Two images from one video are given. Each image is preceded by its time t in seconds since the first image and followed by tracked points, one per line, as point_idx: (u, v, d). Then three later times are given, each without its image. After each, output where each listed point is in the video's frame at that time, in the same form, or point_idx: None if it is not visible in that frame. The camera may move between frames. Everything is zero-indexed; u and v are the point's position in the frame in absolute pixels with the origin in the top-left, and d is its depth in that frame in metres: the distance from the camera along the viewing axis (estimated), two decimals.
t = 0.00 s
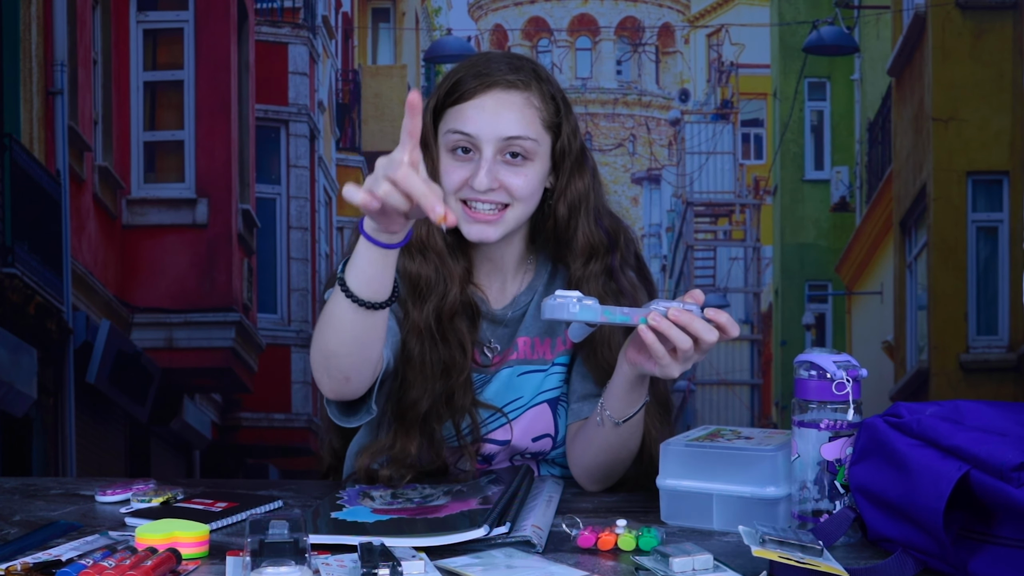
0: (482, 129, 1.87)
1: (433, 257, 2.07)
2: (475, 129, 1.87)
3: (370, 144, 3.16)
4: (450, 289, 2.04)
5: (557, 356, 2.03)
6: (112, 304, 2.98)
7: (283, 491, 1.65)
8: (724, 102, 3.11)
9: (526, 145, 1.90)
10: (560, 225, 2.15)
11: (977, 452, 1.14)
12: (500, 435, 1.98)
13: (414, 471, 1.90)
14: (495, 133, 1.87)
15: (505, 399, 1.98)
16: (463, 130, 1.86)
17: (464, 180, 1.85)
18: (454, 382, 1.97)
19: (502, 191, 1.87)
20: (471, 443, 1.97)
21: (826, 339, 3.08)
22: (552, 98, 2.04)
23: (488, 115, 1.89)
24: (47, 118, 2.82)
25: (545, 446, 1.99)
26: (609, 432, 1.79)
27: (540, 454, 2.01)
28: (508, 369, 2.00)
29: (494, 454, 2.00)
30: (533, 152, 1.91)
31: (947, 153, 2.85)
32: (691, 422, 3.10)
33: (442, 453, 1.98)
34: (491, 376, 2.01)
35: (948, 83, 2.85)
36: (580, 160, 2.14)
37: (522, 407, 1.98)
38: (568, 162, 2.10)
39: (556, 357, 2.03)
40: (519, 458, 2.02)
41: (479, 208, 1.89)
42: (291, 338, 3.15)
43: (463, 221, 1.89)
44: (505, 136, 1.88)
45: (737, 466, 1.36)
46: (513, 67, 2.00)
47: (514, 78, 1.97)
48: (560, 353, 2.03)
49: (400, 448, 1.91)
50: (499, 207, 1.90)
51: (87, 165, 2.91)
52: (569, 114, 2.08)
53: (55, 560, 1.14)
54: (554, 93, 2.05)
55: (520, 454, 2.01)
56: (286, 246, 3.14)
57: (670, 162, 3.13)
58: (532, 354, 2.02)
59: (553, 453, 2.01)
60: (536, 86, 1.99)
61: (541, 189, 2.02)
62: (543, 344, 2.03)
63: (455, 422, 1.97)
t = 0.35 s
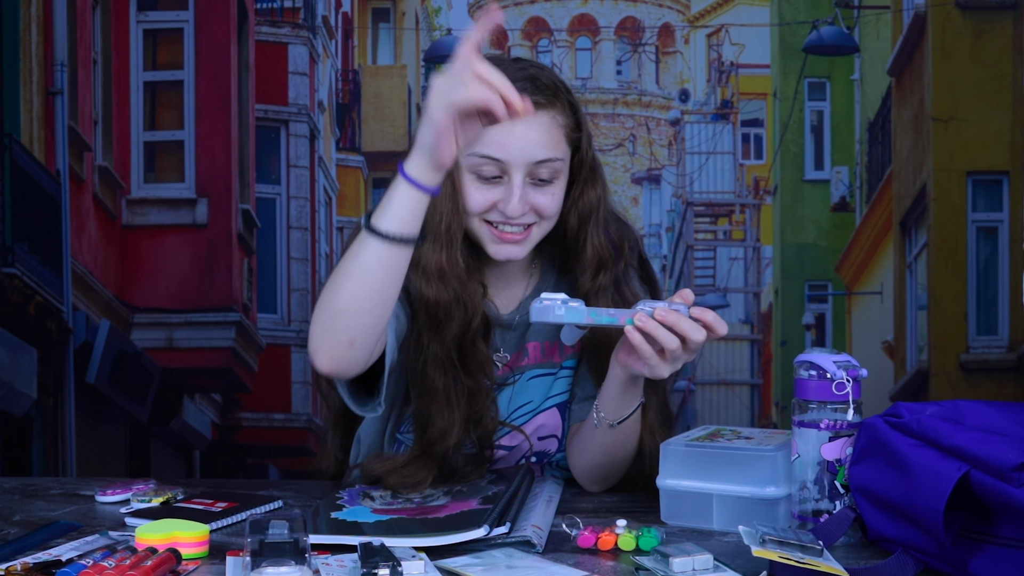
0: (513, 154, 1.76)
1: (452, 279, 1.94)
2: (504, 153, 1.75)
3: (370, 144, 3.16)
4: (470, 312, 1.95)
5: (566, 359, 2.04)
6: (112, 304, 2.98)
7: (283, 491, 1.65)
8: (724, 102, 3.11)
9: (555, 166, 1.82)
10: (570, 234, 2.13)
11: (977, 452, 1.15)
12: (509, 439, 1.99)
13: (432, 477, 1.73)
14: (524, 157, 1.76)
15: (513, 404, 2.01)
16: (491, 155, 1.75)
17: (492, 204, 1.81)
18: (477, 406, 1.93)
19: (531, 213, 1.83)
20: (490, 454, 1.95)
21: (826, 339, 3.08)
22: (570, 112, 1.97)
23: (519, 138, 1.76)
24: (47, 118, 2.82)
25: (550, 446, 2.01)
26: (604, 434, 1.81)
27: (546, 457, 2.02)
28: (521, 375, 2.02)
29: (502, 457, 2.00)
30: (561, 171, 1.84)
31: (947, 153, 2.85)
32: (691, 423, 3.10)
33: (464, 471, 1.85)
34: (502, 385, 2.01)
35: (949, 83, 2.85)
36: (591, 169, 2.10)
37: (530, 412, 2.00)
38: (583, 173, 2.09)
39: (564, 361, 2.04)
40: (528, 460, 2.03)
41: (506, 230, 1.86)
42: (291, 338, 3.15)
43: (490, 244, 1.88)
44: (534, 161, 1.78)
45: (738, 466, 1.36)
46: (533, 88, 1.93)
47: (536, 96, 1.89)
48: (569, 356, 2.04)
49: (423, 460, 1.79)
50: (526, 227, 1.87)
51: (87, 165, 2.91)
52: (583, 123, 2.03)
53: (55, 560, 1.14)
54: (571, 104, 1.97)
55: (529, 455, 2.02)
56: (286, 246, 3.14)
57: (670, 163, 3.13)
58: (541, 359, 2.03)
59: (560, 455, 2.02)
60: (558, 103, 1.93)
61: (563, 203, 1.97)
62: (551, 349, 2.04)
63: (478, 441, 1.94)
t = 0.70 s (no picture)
0: (526, 150, 1.79)
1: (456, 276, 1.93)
2: (518, 149, 1.79)
3: (370, 144, 3.16)
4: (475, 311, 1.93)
5: (568, 359, 2.04)
6: (112, 304, 2.98)
7: (283, 491, 1.65)
8: (724, 102, 3.11)
9: (566, 164, 1.82)
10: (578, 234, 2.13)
11: (977, 452, 1.15)
12: (513, 439, 1.96)
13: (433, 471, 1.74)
14: (538, 154, 1.79)
15: (516, 405, 1.99)
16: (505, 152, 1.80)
17: (506, 201, 1.85)
18: (475, 407, 1.92)
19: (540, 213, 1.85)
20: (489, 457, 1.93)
21: (826, 339, 3.08)
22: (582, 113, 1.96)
23: (532, 133, 1.79)
24: (47, 118, 2.80)
25: (556, 448, 1.99)
26: (596, 435, 1.83)
27: (551, 458, 2.00)
28: (523, 375, 2.01)
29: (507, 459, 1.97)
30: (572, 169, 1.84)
31: (947, 153, 2.85)
32: (691, 423, 3.10)
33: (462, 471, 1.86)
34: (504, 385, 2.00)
35: (949, 83, 2.85)
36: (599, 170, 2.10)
37: (534, 413, 1.99)
38: (591, 172, 2.08)
39: (566, 361, 2.04)
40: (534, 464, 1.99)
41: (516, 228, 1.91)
42: (291, 338, 3.15)
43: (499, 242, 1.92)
44: (547, 158, 1.79)
45: (738, 466, 1.36)
46: (544, 86, 1.87)
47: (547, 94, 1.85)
48: (571, 356, 2.05)
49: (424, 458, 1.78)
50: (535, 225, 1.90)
51: (87, 165, 2.91)
52: (589, 125, 2.02)
53: (55, 560, 1.14)
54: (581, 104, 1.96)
55: (535, 458, 1.99)
56: (285, 246, 3.14)
57: (670, 162, 3.13)
58: (543, 360, 2.03)
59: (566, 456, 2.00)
60: (569, 102, 1.89)
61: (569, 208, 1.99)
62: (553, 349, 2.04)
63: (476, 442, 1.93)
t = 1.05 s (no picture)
0: (503, 132, 1.83)
1: (447, 258, 1.95)
2: (496, 132, 1.83)
3: (370, 144, 3.16)
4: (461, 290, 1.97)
5: (566, 355, 2.04)
6: (111, 304, 2.98)
7: (283, 491, 1.65)
8: (724, 102, 3.11)
9: (545, 149, 1.86)
10: (575, 232, 2.10)
11: (977, 452, 1.15)
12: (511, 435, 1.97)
13: (424, 474, 1.79)
14: (515, 137, 1.84)
15: (514, 399, 1.99)
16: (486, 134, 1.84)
17: (482, 184, 1.86)
18: (463, 389, 1.96)
19: (519, 195, 1.84)
20: (479, 446, 1.95)
21: (826, 339, 3.08)
22: (569, 106, 1.97)
23: (509, 118, 1.85)
24: (46, 117, 2.80)
25: (557, 447, 1.98)
26: (595, 433, 1.82)
27: (552, 459, 1.99)
28: (518, 369, 2.01)
29: (506, 457, 1.97)
30: (553, 155, 1.87)
31: (947, 153, 2.85)
32: (691, 423, 3.10)
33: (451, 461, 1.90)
34: (501, 377, 2.01)
35: (949, 82, 2.84)
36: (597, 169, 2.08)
37: (531, 408, 1.99)
38: (581, 169, 2.03)
39: (564, 357, 2.04)
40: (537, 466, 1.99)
41: (496, 212, 1.88)
42: (291, 337, 3.15)
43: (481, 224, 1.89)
44: (524, 141, 1.84)
45: (738, 466, 1.36)
46: (533, 73, 1.94)
47: (534, 83, 1.91)
48: (568, 353, 2.04)
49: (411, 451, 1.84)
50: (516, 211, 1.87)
51: (87, 164, 2.90)
52: (584, 121, 2.01)
53: (55, 560, 1.14)
54: (570, 96, 1.99)
55: (538, 460, 1.98)
56: (286, 246, 3.14)
57: (670, 162, 3.13)
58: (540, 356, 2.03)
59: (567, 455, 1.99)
60: (555, 91, 1.93)
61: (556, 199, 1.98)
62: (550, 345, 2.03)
63: (464, 426, 1.95)
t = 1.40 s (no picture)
0: (512, 122, 1.85)
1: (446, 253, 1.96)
2: (505, 122, 1.85)
3: (370, 143, 3.17)
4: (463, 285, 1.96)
5: (561, 356, 2.03)
6: (111, 304, 2.98)
7: (283, 491, 1.65)
8: (724, 102, 3.11)
9: (553, 137, 1.86)
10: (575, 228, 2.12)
11: (977, 452, 1.15)
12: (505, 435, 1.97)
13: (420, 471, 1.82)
14: (523, 125, 1.85)
15: (511, 399, 1.99)
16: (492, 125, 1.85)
17: (494, 172, 1.85)
18: (458, 387, 1.96)
19: (531, 182, 1.83)
20: (474, 444, 1.95)
21: (826, 339, 3.08)
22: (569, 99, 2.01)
23: (516, 108, 1.86)
24: (46, 117, 2.80)
25: (551, 448, 1.99)
26: (583, 425, 1.80)
27: (547, 459, 2.00)
28: (515, 370, 2.01)
29: (500, 457, 1.97)
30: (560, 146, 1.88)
31: (947, 153, 2.85)
32: (691, 423, 3.10)
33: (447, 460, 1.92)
34: (497, 378, 2.00)
35: (949, 82, 2.84)
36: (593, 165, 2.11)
37: (527, 408, 1.99)
38: (581, 164, 2.07)
39: (560, 358, 2.03)
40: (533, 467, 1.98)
41: (507, 200, 1.87)
42: (291, 337, 3.16)
43: (493, 213, 1.87)
44: (532, 129, 1.85)
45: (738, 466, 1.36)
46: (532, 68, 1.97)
47: (534, 74, 1.93)
48: (564, 353, 2.04)
49: (405, 450, 1.86)
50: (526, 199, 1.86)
51: (87, 165, 2.90)
52: (581, 117, 2.06)
53: (55, 560, 1.14)
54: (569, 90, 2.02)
55: (534, 461, 1.98)
56: (286, 246, 3.14)
57: (670, 163, 3.13)
58: (536, 355, 2.02)
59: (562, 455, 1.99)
60: (555, 83, 1.96)
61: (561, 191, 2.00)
62: (545, 345, 2.03)
63: (459, 424, 1.95)
